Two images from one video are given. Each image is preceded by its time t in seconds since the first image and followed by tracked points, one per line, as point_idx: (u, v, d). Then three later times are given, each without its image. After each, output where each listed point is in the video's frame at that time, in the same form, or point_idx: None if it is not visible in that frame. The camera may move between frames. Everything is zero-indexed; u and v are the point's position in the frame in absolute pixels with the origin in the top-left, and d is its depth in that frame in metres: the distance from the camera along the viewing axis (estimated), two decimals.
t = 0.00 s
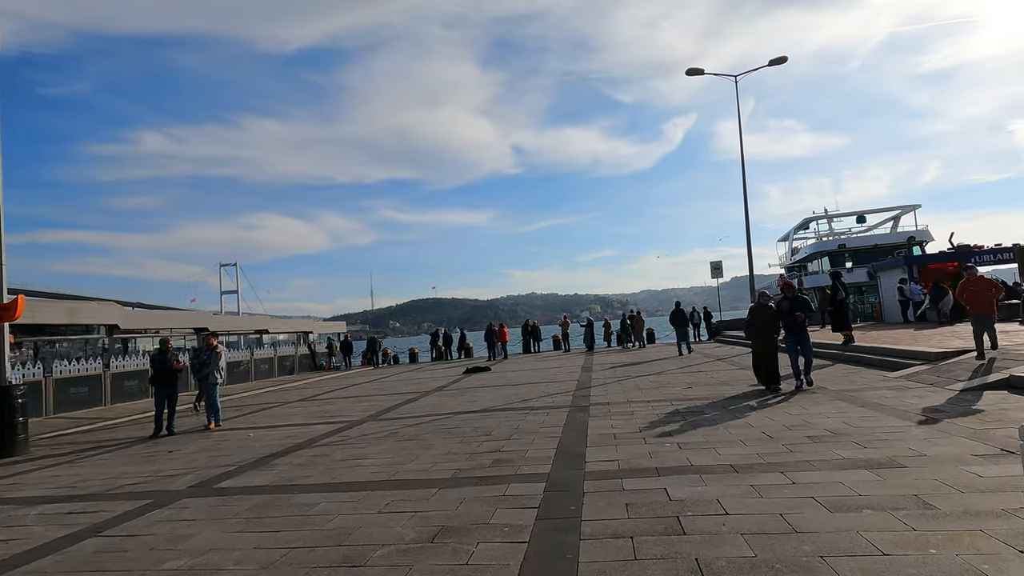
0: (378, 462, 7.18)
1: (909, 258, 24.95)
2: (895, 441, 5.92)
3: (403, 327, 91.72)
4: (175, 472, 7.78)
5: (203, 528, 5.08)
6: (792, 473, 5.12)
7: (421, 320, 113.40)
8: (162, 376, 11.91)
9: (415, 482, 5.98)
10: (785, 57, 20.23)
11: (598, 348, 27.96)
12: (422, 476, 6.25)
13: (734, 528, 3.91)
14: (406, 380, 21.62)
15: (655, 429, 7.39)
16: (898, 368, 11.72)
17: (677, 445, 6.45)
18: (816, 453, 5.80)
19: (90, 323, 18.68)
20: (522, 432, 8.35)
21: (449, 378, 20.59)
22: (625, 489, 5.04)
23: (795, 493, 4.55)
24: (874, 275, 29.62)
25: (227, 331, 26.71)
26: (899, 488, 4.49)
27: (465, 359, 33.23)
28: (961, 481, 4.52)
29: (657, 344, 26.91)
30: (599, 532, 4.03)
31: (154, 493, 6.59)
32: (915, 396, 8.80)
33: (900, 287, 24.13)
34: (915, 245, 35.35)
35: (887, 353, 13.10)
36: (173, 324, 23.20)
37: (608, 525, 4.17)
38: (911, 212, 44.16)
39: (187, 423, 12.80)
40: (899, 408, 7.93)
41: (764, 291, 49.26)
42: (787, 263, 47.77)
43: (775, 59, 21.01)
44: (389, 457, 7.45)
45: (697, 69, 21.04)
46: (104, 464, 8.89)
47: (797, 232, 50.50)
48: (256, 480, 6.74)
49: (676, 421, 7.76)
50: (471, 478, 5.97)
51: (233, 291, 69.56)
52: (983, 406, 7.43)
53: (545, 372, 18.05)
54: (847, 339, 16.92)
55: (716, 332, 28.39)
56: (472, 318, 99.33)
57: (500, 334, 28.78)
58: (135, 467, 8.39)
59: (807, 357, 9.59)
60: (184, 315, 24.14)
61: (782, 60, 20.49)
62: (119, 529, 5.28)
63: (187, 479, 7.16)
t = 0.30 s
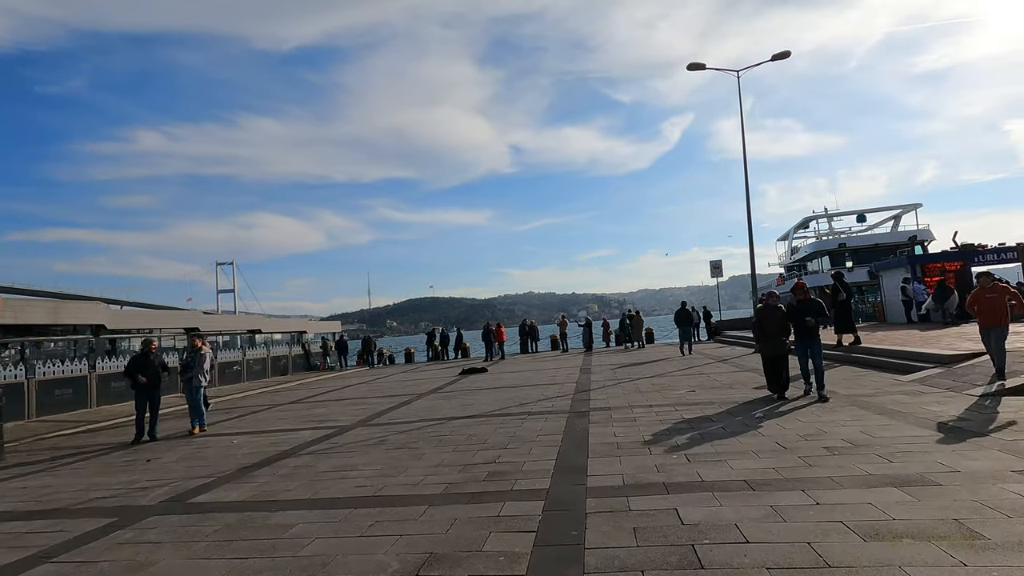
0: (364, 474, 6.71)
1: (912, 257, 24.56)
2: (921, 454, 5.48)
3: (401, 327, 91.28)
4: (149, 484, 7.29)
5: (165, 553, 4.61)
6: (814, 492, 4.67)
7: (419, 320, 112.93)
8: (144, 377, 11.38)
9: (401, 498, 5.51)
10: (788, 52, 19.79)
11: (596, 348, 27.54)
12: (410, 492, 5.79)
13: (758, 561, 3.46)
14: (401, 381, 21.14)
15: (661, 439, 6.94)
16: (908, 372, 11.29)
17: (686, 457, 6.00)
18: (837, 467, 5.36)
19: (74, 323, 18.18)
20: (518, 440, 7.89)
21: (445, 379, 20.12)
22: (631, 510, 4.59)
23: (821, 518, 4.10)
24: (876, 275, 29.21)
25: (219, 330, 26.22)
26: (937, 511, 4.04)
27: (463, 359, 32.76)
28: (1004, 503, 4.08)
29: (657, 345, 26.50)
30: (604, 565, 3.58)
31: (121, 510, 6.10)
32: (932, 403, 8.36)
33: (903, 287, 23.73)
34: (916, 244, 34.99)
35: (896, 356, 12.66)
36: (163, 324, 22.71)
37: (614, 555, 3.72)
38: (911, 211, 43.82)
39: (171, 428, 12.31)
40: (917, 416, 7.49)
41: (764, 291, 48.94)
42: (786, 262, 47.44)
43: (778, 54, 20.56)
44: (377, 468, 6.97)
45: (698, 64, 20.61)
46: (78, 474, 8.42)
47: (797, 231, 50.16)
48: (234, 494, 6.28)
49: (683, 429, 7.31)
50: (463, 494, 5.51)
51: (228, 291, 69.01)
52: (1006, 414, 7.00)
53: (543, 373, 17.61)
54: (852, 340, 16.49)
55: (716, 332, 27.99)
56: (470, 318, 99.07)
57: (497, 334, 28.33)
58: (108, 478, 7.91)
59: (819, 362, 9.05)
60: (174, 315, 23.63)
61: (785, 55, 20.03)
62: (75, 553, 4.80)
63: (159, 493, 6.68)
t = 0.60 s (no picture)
0: (341, 482, 6.24)
1: (912, 257, 24.20)
2: (943, 462, 5.06)
3: (396, 327, 90.64)
4: (112, 492, 6.79)
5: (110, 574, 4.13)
6: (833, 506, 4.24)
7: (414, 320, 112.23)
8: (121, 378, 10.77)
9: (379, 510, 5.05)
10: (789, 47, 19.36)
11: (593, 348, 27.07)
12: (389, 502, 5.33)
13: None
14: (393, 382, 20.62)
15: (663, 444, 6.50)
16: (916, 373, 10.87)
17: (688, 465, 5.55)
18: (853, 476, 4.93)
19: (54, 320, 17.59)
20: (509, 445, 7.42)
21: (437, 380, 19.61)
22: (632, 525, 4.15)
23: (843, 536, 3.67)
24: (875, 275, 28.85)
25: (207, 329, 25.61)
26: (974, 530, 3.61)
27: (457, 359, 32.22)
28: None
29: (654, 345, 26.05)
30: None
31: (75, 521, 5.62)
32: (945, 405, 7.94)
33: (904, 287, 23.35)
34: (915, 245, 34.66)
35: (902, 356, 12.26)
36: (148, 322, 22.10)
37: None
38: (910, 211, 43.54)
39: (148, 429, 11.78)
40: (932, 419, 7.07)
41: (761, 291, 48.58)
42: (784, 262, 47.06)
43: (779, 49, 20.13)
44: (356, 475, 6.49)
45: (698, 58, 20.14)
46: (40, 480, 7.90)
47: (796, 231, 49.81)
48: (199, 504, 5.80)
49: (684, 435, 6.85)
50: (447, 505, 5.05)
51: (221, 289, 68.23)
52: None
53: (538, 373, 17.14)
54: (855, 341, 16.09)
55: (714, 332, 27.56)
56: (466, 318, 98.47)
57: (492, 333, 27.81)
58: (70, 485, 7.40)
59: (827, 360, 8.63)
60: (160, 313, 23.01)
61: (786, 49, 19.59)
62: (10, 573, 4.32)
63: (120, 502, 6.19)
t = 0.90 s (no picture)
0: (318, 496, 5.80)
1: (910, 257, 23.93)
2: (964, 478, 4.69)
3: (390, 326, 89.98)
4: (74, 505, 6.33)
5: None
6: (852, 530, 3.84)
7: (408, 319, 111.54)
8: (95, 381, 10.17)
9: (354, 531, 4.61)
10: (788, 43, 19.01)
11: (588, 349, 26.65)
12: (366, 521, 4.90)
13: None
14: (384, 383, 20.13)
15: (662, 455, 6.11)
16: (921, 377, 10.52)
17: (691, 480, 5.16)
18: (869, 493, 4.56)
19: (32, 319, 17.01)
20: (500, 454, 6.99)
21: (429, 381, 19.14)
22: (630, 552, 3.74)
23: (867, 568, 3.28)
24: (872, 274, 28.60)
25: (194, 328, 25.03)
26: (1012, 561, 3.23)
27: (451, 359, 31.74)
28: None
29: (650, 346, 25.68)
30: None
31: (27, 541, 5.16)
32: (955, 412, 7.58)
33: (902, 287, 23.07)
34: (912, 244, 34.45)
35: (904, 359, 11.93)
36: (132, 322, 21.51)
37: None
38: (904, 211, 43.42)
39: (125, 434, 11.27)
40: (944, 428, 6.70)
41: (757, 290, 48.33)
42: (780, 262, 46.81)
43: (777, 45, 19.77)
44: (335, 488, 6.07)
45: (695, 54, 19.75)
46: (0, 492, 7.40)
47: (791, 230, 49.58)
48: (162, 521, 5.35)
49: (685, 445, 6.45)
50: (429, 525, 4.62)
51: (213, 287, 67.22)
52: None
53: (532, 375, 16.71)
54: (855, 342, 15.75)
55: (710, 333, 27.21)
56: (461, 317, 97.92)
57: (485, 333, 27.34)
58: (31, 497, 6.92)
59: (833, 365, 8.27)
60: (144, 311, 22.42)
61: (785, 45, 19.23)
62: None
63: (79, 518, 5.73)
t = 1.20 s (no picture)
0: (295, 506, 5.35)
1: (912, 253, 23.55)
2: (1003, 487, 4.26)
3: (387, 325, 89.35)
4: (34, 515, 5.86)
5: None
6: (888, 549, 3.41)
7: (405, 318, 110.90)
8: (71, 381, 9.69)
9: (330, 548, 4.16)
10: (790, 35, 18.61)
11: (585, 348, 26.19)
12: (345, 535, 4.44)
13: None
14: (376, 383, 19.65)
15: (669, 461, 5.67)
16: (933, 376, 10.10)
17: (703, 489, 4.73)
18: (900, 504, 4.12)
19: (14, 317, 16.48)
20: (493, 458, 6.54)
21: (423, 381, 18.65)
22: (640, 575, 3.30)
23: None
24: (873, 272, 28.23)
25: (185, 327, 24.52)
26: None
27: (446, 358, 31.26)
28: None
29: (649, 345, 25.24)
30: None
31: None
32: (975, 413, 7.17)
33: (904, 285, 22.69)
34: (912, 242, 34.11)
35: (914, 357, 11.52)
36: (120, 320, 20.98)
37: None
38: (904, 208, 43.08)
39: (103, 437, 10.77)
40: (968, 431, 6.28)
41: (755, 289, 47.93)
42: (778, 260, 46.43)
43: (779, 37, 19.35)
44: (315, 496, 5.62)
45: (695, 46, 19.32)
46: None
47: (790, 228, 49.20)
48: (125, 534, 4.90)
49: (693, 450, 6.01)
50: (415, 541, 4.17)
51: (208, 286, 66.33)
52: None
53: (528, 375, 16.26)
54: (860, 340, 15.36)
55: (709, 331, 26.79)
56: (458, 316, 97.43)
57: (481, 332, 26.86)
58: None
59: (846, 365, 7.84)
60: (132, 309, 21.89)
61: (787, 37, 18.80)
62: None
63: (36, 531, 5.27)
